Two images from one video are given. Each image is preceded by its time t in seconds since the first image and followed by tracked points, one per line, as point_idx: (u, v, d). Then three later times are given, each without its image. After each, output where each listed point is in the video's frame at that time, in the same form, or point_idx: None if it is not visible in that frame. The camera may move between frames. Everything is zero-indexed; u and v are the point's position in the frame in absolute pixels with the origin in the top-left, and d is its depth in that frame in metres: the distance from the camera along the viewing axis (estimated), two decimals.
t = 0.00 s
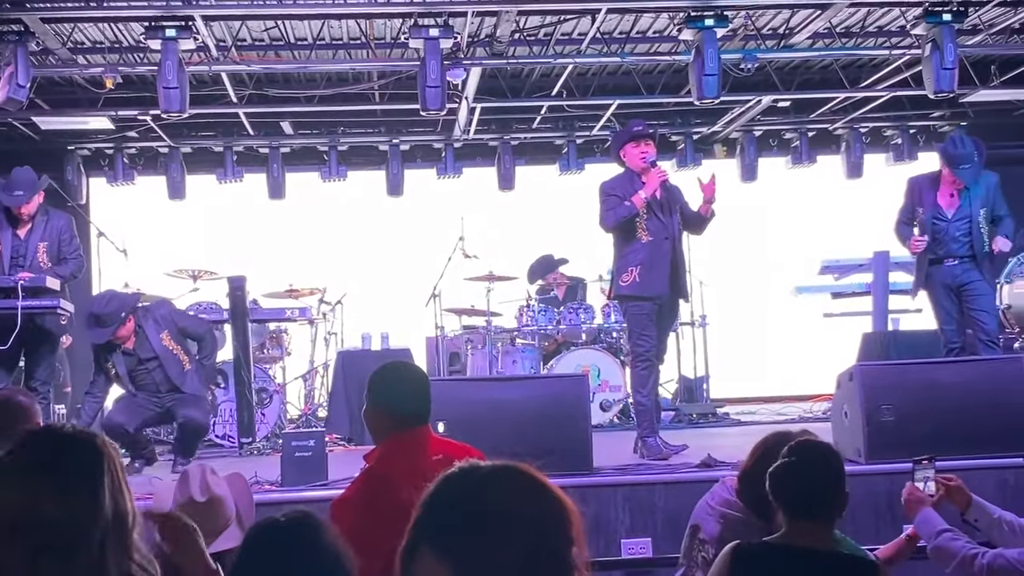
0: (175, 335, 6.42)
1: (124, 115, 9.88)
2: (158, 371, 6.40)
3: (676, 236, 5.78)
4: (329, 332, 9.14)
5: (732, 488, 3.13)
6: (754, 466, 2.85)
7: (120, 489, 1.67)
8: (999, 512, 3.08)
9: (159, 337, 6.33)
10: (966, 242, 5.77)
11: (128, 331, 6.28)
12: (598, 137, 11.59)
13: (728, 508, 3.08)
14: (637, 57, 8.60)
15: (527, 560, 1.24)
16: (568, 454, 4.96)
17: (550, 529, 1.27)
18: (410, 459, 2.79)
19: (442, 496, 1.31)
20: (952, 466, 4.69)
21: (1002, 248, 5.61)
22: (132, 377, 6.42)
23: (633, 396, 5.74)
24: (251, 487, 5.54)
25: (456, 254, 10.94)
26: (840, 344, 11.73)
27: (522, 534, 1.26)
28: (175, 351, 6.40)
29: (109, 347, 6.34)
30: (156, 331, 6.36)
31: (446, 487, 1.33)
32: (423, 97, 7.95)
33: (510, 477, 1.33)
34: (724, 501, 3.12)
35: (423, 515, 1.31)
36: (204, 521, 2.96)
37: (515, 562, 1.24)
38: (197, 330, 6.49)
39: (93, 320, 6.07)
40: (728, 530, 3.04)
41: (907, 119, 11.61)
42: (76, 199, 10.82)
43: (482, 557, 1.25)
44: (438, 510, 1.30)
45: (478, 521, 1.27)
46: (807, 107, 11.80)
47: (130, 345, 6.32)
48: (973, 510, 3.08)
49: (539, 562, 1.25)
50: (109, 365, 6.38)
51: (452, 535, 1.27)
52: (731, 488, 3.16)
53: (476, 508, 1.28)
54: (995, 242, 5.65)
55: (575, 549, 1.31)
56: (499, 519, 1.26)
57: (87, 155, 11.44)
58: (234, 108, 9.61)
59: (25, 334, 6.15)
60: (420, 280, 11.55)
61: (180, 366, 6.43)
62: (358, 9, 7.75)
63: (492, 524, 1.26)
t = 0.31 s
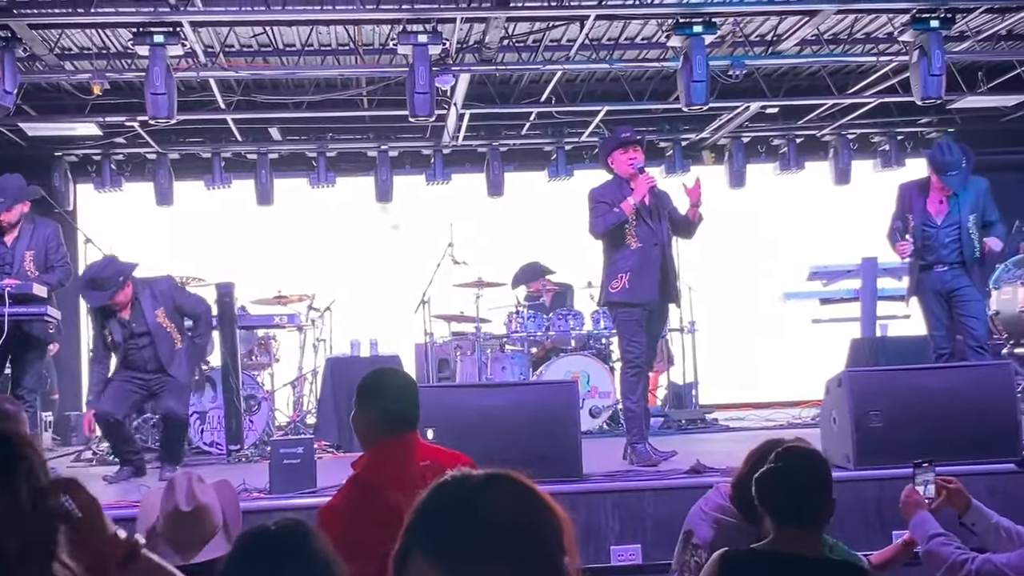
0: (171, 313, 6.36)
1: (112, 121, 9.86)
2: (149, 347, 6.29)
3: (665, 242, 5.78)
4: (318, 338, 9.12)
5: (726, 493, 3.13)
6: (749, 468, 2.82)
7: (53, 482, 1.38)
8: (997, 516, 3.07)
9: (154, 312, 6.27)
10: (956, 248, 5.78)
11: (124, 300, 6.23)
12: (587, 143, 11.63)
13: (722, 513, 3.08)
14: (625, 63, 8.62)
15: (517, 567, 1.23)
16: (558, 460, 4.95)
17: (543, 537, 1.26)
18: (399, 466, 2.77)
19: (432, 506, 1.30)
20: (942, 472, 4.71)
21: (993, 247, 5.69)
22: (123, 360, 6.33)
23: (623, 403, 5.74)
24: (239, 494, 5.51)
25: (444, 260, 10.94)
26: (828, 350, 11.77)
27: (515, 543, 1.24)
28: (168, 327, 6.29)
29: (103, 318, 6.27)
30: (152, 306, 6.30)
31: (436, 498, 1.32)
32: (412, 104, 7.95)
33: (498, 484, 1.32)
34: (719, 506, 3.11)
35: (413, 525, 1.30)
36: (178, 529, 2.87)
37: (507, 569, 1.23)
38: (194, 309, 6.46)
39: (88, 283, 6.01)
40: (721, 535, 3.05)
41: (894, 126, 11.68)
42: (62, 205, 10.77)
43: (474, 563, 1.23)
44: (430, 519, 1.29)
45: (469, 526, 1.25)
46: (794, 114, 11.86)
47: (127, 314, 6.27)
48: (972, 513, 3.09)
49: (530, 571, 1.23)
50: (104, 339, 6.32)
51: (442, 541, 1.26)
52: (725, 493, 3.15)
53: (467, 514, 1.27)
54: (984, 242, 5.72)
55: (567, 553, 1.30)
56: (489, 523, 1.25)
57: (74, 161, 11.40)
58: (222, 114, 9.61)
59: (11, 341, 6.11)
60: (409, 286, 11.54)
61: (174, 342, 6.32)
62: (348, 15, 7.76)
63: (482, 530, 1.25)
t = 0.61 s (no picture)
0: (161, 285, 6.17)
1: (89, 130, 9.81)
2: (132, 315, 6.05)
3: (644, 251, 5.81)
4: (297, 347, 9.08)
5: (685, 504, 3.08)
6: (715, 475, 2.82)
7: None
8: (988, 522, 3.11)
9: (142, 280, 6.11)
10: (935, 258, 5.84)
11: (122, 257, 6.12)
12: (567, 152, 11.67)
13: (682, 527, 3.01)
14: (605, 73, 8.65)
15: None
16: (538, 470, 4.95)
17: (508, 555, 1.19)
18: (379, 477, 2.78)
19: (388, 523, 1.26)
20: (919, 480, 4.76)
21: (973, 264, 5.69)
22: (105, 335, 6.10)
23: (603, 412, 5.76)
24: (218, 506, 5.48)
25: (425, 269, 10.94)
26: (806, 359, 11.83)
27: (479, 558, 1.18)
28: (153, 297, 6.10)
29: (93, 276, 6.14)
30: (141, 274, 6.14)
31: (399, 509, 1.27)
32: (392, 113, 7.95)
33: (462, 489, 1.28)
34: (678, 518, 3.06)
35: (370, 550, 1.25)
36: (158, 542, 2.87)
37: None
38: (184, 286, 6.21)
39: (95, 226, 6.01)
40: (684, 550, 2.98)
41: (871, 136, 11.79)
42: (39, 215, 10.70)
43: None
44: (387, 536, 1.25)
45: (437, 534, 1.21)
46: (772, 123, 11.95)
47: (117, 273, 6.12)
48: (963, 518, 3.13)
49: None
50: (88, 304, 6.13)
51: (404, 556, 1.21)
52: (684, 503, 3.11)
53: (433, 519, 1.21)
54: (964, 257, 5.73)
55: (534, 554, 1.25)
56: (450, 523, 1.21)
57: (52, 170, 11.33)
58: (201, 123, 9.57)
59: None
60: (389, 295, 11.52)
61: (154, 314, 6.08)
62: (329, 25, 7.77)
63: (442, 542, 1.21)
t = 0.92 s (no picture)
0: (152, 270, 6.18)
1: (70, 137, 9.75)
2: (117, 293, 6.05)
3: (626, 257, 5.81)
4: (279, 354, 9.04)
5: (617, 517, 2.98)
6: (646, 479, 2.75)
7: None
8: (986, 528, 3.18)
9: (135, 262, 6.14)
10: (917, 262, 5.86)
11: (121, 236, 6.12)
12: (549, 158, 11.68)
13: (613, 542, 2.94)
14: (587, 79, 8.66)
15: None
16: (521, 476, 4.94)
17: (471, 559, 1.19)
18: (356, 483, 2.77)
19: (343, 535, 1.24)
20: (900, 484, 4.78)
21: (955, 268, 5.76)
22: (85, 335, 6.03)
23: (586, 417, 5.76)
24: (197, 514, 5.44)
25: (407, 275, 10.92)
26: (788, 364, 11.88)
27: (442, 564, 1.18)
28: (145, 282, 6.11)
29: (85, 255, 6.19)
30: (134, 257, 6.17)
31: (353, 519, 1.25)
32: (375, 118, 7.93)
33: (417, 493, 1.26)
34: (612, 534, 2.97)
35: (331, 566, 1.23)
36: (140, 555, 2.85)
37: None
38: (173, 276, 6.19)
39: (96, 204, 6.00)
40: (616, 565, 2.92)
41: (853, 142, 11.87)
42: (20, 221, 10.63)
43: None
44: (349, 550, 1.23)
45: (403, 544, 1.19)
46: (754, 129, 12.01)
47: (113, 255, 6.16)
48: (962, 522, 3.17)
49: None
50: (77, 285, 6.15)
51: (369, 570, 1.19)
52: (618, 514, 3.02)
53: (397, 531, 1.21)
54: (944, 262, 5.80)
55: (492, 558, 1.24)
56: (405, 534, 1.21)
57: (32, 177, 11.25)
58: (183, 129, 9.54)
59: None
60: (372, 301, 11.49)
61: (143, 296, 6.08)
62: (310, 31, 7.75)
63: (407, 552, 1.19)
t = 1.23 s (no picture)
0: (129, 277, 6.15)
1: (45, 142, 9.67)
2: (95, 297, 6.00)
3: (604, 262, 5.81)
4: (257, 360, 8.99)
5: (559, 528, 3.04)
6: (583, 480, 2.79)
7: None
8: (972, 535, 3.20)
9: (113, 267, 6.11)
10: (891, 265, 5.88)
11: (96, 243, 6.07)
12: (527, 163, 11.69)
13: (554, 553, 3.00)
14: (564, 84, 8.67)
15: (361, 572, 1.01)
16: (499, 481, 4.92)
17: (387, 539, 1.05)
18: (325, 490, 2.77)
19: (256, 550, 1.05)
20: (877, 487, 4.80)
21: (907, 258, 5.69)
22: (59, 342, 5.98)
23: (564, 422, 5.76)
24: (172, 522, 5.39)
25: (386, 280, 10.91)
26: (766, 367, 11.94)
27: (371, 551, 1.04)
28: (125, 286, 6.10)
29: (61, 263, 6.13)
30: (111, 263, 6.13)
31: (268, 532, 1.07)
32: (351, 124, 7.91)
33: (336, 503, 1.10)
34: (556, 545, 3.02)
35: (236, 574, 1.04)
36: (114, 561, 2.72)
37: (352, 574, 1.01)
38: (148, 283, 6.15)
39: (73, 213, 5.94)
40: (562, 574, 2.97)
41: (829, 146, 11.95)
42: None
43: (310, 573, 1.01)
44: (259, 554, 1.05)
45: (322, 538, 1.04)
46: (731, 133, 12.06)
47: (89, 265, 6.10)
48: (948, 529, 3.20)
49: None
50: (52, 290, 6.12)
51: None
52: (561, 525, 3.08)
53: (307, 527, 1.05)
54: (896, 252, 5.75)
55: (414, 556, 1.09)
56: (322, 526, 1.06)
57: (6, 183, 11.16)
58: (158, 135, 9.49)
59: None
60: (350, 306, 11.46)
61: (124, 301, 6.05)
62: (286, 36, 7.73)
63: (338, 571, 1.02)
